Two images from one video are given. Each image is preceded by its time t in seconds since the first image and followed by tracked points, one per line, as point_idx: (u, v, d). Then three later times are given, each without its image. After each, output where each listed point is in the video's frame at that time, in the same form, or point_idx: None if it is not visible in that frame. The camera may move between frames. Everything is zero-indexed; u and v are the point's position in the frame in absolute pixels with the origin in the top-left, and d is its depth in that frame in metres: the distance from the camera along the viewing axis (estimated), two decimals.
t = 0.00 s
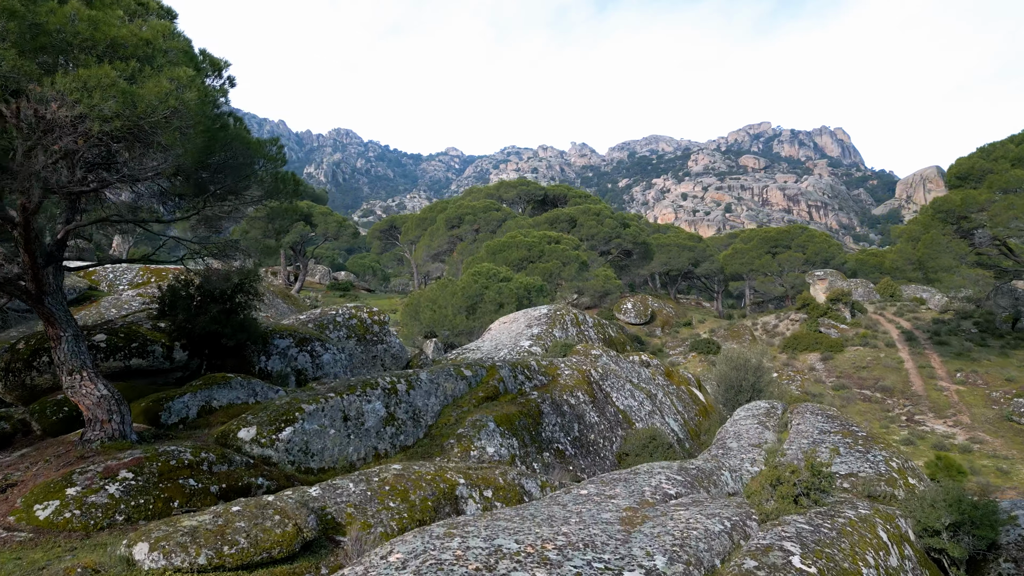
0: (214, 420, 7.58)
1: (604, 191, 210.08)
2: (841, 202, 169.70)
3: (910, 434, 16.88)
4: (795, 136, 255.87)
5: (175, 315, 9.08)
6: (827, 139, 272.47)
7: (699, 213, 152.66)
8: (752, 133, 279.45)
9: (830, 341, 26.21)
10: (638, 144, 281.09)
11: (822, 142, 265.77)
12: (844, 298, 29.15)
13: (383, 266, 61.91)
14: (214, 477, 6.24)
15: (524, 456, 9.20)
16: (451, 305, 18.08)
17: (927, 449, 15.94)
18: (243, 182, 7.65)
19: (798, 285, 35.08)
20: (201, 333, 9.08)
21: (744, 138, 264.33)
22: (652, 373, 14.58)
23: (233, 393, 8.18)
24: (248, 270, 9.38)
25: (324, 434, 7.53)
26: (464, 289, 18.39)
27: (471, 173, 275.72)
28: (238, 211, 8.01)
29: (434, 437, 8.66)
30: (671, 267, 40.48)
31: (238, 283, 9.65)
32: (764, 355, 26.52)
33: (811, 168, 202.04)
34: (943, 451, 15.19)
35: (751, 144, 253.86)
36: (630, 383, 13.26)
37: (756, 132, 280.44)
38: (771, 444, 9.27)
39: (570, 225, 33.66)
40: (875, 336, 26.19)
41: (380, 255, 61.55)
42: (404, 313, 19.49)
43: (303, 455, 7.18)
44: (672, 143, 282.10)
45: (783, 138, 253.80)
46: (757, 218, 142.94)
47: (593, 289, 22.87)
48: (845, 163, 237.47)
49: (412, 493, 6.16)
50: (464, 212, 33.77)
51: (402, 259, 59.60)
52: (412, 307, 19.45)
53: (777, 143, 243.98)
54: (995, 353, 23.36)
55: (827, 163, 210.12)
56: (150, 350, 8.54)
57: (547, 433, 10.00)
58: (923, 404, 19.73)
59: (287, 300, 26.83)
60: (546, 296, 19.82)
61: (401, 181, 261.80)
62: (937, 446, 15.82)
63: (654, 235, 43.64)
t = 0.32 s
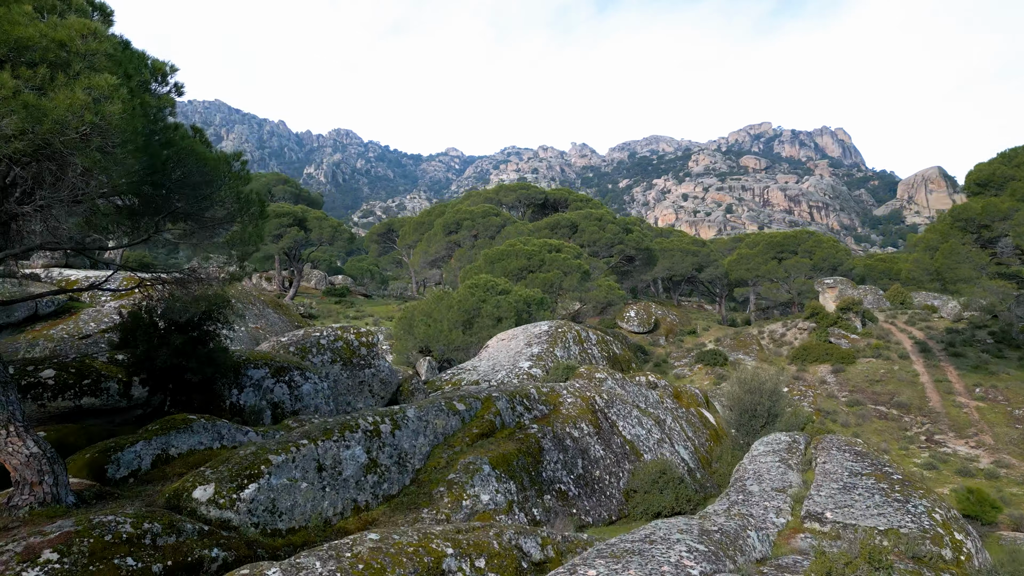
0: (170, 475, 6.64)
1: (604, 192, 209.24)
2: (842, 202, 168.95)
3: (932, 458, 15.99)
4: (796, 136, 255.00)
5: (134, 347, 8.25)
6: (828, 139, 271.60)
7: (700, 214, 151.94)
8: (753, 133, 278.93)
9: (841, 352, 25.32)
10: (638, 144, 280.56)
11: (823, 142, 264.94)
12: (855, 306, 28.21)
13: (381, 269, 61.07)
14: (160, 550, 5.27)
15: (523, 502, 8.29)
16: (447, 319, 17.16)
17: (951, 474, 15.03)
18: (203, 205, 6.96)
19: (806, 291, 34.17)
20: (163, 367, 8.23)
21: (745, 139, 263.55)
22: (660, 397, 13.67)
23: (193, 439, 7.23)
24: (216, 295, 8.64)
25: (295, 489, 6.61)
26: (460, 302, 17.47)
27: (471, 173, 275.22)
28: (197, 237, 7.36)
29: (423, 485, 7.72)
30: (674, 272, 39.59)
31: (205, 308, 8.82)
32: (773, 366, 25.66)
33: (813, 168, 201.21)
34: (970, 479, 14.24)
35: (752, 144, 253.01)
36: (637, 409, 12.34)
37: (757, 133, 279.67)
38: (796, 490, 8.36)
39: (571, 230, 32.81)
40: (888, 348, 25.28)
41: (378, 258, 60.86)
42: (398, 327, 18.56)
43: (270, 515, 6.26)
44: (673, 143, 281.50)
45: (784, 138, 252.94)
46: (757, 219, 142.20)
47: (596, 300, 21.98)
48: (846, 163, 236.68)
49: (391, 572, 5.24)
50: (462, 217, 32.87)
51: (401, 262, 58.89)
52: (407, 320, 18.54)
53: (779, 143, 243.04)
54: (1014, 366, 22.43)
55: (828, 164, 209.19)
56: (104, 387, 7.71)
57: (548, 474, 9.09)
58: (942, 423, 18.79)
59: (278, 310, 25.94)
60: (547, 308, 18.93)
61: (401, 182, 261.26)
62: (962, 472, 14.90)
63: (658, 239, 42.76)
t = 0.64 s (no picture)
0: (111, 556, 5.65)
1: (605, 193, 208.19)
2: (843, 202, 168.02)
3: (957, 488, 15.04)
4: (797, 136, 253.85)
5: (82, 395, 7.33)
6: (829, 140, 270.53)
7: (701, 215, 150.86)
8: (755, 134, 277.82)
9: (853, 366, 24.37)
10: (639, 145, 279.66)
11: (824, 143, 263.78)
12: (867, 318, 27.25)
13: (379, 273, 60.00)
14: None
15: (522, 568, 7.33)
16: (442, 338, 16.24)
17: (980, 506, 14.04)
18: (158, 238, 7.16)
19: (814, 300, 33.24)
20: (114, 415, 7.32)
21: (746, 140, 262.53)
22: (670, 428, 12.70)
23: (138, 508, 6.28)
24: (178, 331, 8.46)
25: (255, 571, 5.58)
26: (457, 320, 16.55)
27: (471, 174, 274.21)
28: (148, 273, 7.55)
29: (407, 554, 6.75)
30: (678, 279, 38.65)
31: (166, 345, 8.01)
32: (782, 381, 24.73)
33: (815, 169, 200.27)
34: (1003, 515, 13.27)
35: (753, 145, 252.04)
36: (646, 444, 11.38)
37: (758, 133, 278.39)
38: (829, 554, 7.35)
39: (573, 237, 31.89)
40: (902, 362, 24.33)
41: (377, 263, 59.94)
42: (391, 345, 17.60)
43: None
44: (674, 144, 280.54)
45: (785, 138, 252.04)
46: (759, 221, 141.16)
47: (599, 314, 21.07)
48: (848, 164, 235.69)
49: None
50: (461, 224, 31.93)
51: (400, 267, 57.94)
52: (401, 338, 17.61)
53: (780, 144, 241.96)
54: None
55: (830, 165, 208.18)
56: (48, 443, 6.76)
57: (550, 529, 8.12)
58: (965, 446, 17.84)
59: (269, 323, 24.98)
60: (547, 326, 18.02)
61: (400, 182, 260.15)
62: (992, 505, 13.93)
63: (661, 246, 41.78)
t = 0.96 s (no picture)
0: None
1: (606, 194, 207.48)
2: (845, 203, 167.04)
3: (986, 525, 14.05)
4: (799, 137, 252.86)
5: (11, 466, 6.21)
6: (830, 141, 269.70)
7: (702, 216, 150.04)
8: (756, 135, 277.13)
9: (866, 383, 23.39)
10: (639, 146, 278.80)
11: (826, 144, 263.18)
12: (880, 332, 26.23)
13: (377, 278, 59.14)
14: None
15: None
16: (435, 363, 15.26)
17: (1014, 547, 13.02)
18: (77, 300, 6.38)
19: (822, 311, 32.30)
20: (50, 490, 6.25)
21: (747, 141, 261.64)
22: (682, 468, 11.71)
23: None
24: (142, 342, 7.97)
25: None
26: (451, 343, 15.56)
27: (471, 175, 273.48)
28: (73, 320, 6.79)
29: None
30: (682, 288, 37.73)
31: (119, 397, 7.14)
32: (792, 399, 23.77)
33: (816, 170, 199.32)
34: None
35: (754, 146, 251.29)
36: (656, 489, 10.41)
37: (759, 133, 277.61)
38: None
39: (574, 246, 30.98)
40: (918, 379, 23.35)
41: (374, 269, 59.14)
42: (383, 368, 16.62)
43: None
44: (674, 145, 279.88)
45: (786, 139, 251.00)
46: (760, 222, 140.35)
47: (602, 332, 20.09)
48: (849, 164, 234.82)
49: None
50: (459, 233, 30.96)
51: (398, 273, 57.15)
52: (393, 360, 16.63)
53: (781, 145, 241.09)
54: None
55: (831, 166, 207.27)
56: None
57: None
58: (990, 474, 16.86)
59: (259, 339, 24.04)
60: (548, 347, 17.06)
61: (400, 183, 259.48)
62: None
63: (664, 253, 40.86)
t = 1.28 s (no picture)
0: None
1: (606, 195, 206.74)
2: (846, 204, 166.22)
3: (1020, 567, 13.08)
4: (799, 137, 252.02)
5: None
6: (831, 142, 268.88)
7: (703, 217, 149.22)
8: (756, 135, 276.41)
9: (881, 403, 22.44)
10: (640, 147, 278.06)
11: (827, 144, 262.30)
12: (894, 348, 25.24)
13: (374, 283, 58.21)
14: None
15: None
16: (429, 393, 14.22)
17: None
18: None
19: (831, 322, 31.39)
20: None
21: (748, 142, 260.89)
22: (695, 515, 10.66)
23: None
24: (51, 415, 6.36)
25: None
26: (446, 371, 14.51)
27: (470, 175, 272.70)
28: None
29: None
30: (686, 297, 36.80)
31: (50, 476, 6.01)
32: (804, 419, 22.82)
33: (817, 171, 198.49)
34: None
35: (755, 147, 250.50)
36: (669, 545, 9.41)
37: (759, 133, 276.95)
38: None
39: (576, 257, 30.04)
40: (934, 399, 22.41)
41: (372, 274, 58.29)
42: (374, 395, 15.60)
43: None
44: (674, 145, 279.08)
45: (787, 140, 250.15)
46: (761, 223, 139.51)
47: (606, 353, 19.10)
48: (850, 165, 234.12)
49: None
50: (457, 243, 29.95)
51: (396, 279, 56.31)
52: (385, 387, 15.61)
53: (782, 146, 240.30)
54: None
55: (831, 167, 206.40)
56: None
57: None
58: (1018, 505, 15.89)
59: (248, 356, 23.04)
60: (550, 373, 16.06)
61: (400, 184, 258.72)
62: None
63: (668, 261, 39.91)
